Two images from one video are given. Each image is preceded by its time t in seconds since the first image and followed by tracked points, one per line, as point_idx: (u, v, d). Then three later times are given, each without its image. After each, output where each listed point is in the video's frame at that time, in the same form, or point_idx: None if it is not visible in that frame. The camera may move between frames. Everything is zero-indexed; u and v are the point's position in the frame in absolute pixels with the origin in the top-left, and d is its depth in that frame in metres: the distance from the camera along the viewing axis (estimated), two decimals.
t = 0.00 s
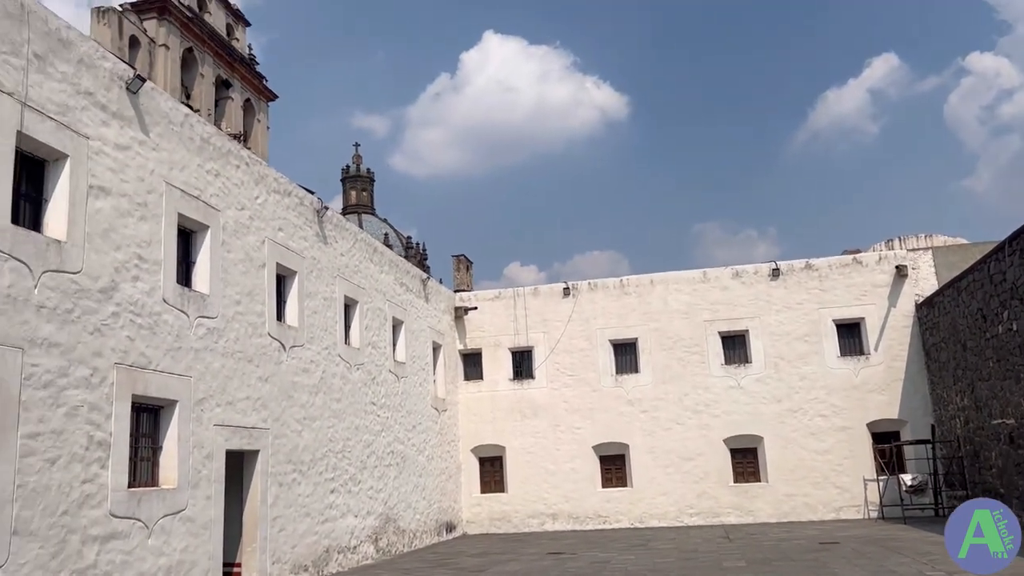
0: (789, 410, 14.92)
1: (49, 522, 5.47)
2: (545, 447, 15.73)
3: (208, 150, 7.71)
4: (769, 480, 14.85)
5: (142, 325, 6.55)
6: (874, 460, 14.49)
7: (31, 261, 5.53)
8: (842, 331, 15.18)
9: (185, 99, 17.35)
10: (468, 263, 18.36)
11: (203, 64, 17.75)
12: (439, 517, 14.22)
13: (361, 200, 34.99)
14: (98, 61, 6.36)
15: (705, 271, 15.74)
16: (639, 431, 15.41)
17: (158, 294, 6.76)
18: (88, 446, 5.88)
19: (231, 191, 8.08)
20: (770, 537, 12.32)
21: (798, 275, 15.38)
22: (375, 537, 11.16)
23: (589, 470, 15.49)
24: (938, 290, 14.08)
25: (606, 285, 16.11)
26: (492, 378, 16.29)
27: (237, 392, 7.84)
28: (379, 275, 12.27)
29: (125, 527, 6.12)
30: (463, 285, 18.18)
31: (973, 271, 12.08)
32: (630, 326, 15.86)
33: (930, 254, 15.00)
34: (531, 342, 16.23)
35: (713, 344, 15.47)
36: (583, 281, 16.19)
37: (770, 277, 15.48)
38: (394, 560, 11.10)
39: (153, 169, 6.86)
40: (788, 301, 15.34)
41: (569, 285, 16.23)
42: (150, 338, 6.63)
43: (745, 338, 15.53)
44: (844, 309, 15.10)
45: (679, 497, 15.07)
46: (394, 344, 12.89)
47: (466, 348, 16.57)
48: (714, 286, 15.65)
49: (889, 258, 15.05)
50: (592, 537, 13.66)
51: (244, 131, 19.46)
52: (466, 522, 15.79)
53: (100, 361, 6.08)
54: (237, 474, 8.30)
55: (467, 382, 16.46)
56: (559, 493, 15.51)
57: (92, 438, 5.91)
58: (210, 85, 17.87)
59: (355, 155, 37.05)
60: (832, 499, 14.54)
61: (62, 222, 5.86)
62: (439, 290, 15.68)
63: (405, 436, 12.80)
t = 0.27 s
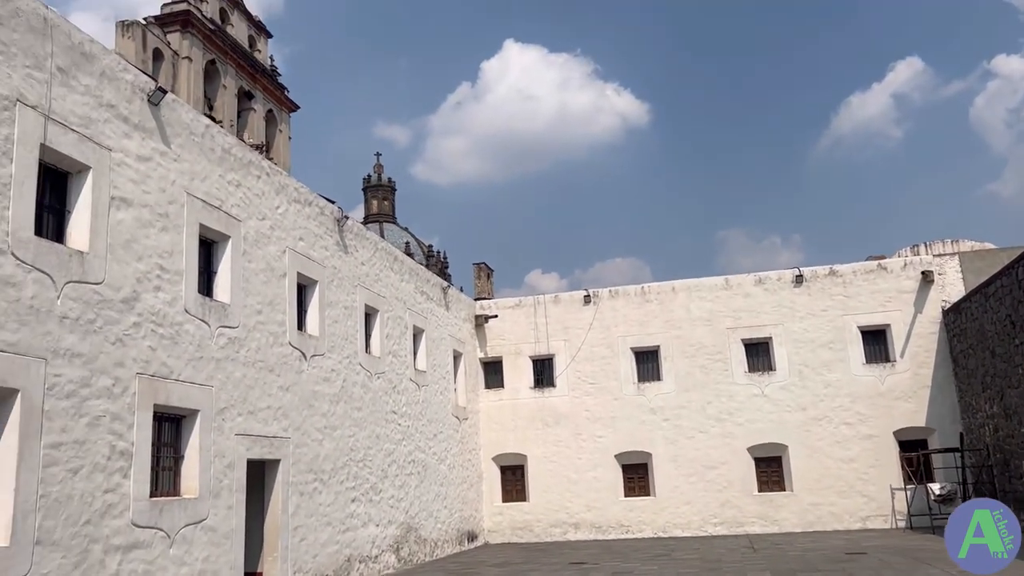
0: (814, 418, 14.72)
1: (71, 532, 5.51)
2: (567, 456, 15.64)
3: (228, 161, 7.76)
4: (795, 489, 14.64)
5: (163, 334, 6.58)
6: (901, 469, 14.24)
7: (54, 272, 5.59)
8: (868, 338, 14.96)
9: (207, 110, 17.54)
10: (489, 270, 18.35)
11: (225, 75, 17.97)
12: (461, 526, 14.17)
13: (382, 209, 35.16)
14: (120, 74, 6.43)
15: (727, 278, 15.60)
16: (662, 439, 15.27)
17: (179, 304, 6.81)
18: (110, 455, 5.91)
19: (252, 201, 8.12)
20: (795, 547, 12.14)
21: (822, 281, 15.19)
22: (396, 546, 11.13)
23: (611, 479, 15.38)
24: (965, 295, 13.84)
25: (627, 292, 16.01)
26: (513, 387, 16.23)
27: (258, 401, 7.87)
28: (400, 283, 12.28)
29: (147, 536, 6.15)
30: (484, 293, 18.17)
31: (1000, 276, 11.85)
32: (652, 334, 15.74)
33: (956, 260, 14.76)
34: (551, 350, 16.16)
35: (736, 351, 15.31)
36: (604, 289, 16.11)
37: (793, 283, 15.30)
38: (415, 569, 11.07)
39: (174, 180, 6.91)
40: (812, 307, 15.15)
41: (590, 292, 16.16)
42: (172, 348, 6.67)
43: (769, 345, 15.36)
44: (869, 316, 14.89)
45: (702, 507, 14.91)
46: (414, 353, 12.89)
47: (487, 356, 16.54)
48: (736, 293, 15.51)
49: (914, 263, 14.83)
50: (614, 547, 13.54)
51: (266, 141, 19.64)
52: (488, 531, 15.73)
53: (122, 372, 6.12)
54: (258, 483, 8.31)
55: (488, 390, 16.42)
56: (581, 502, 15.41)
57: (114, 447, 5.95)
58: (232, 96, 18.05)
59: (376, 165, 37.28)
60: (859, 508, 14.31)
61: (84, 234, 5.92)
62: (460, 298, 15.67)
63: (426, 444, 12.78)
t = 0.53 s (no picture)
0: (837, 429, 14.53)
1: (91, 542, 5.54)
2: (587, 466, 15.55)
3: (249, 172, 7.82)
4: (818, 500, 14.45)
5: (183, 345, 6.63)
6: (927, 481, 14.01)
7: (76, 284, 5.65)
8: (892, 347, 14.76)
9: (229, 122, 17.73)
10: (508, 280, 18.34)
11: (247, 88, 18.15)
12: (481, 537, 14.12)
13: (402, 220, 35.32)
14: (142, 87, 6.50)
15: (748, 287, 15.47)
16: (683, 450, 15.13)
17: (200, 315, 6.85)
18: (130, 466, 5.95)
19: (272, 212, 8.18)
20: (819, 560, 11.95)
21: (844, 289, 15.02)
22: (416, 557, 11.11)
23: (631, 490, 15.26)
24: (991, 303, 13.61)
25: (647, 301, 15.93)
26: (533, 397, 16.18)
27: (278, 412, 7.89)
28: (419, 293, 12.29)
29: (167, 546, 6.17)
30: (503, 303, 18.15)
31: None
32: (672, 343, 15.64)
33: (981, 267, 14.53)
34: (571, 359, 16.10)
35: (758, 361, 15.16)
36: (623, 298, 16.04)
37: (815, 292, 15.14)
38: None
39: (195, 192, 6.97)
40: (835, 316, 14.98)
41: (609, 301, 16.09)
42: (192, 359, 6.71)
43: (791, 354, 15.19)
44: (893, 325, 14.69)
45: (724, 518, 14.75)
46: (433, 363, 12.89)
47: (506, 366, 16.50)
48: (757, 302, 15.37)
49: (938, 271, 14.63)
50: (634, 558, 13.42)
51: (287, 153, 19.80)
52: (508, 542, 15.65)
53: (142, 382, 6.17)
54: (278, 493, 8.33)
55: (508, 400, 16.38)
56: (601, 513, 15.30)
57: (134, 458, 5.99)
58: (253, 108, 18.23)
59: (396, 176, 37.46)
60: (885, 520, 14.09)
61: (106, 245, 5.98)
62: (479, 308, 15.66)
63: (445, 455, 12.77)
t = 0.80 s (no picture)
0: (858, 441, 14.35)
1: (109, 553, 5.56)
2: (604, 479, 15.45)
3: (266, 184, 7.88)
4: (839, 514, 14.26)
5: (201, 356, 6.66)
6: (951, 494, 13.79)
7: (95, 295, 5.70)
8: (913, 358, 14.57)
9: (248, 135, 17.91)
10: (525, 291, 18.32)
11: (265, 101, 18.33)
12: (498, 549, 14.06)
13: (419, 232, 35.45)
14: (161, 100, 6.57)
15: (766, 298, 15.36)
16: (701, 462, 15.01)
17: (217, 326, 6.89)
18: (148, 477, 5.98)
19: (289, 224, 8.22)
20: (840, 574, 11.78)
21: (864, 300, 14.87)
22: (433, 570, 11.06)
23: (649, 502, 15.14)
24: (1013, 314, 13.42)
25: (664, 312, 15.85)
26: (549, 408, 16.11)
27: (295, 423, 7.91)
28: (435, 304, 12.30)
29: (184, 557, 6.19)
30: (520, 314, 18.13)
31: None
32: (690, 354, 15.53)
33: (1004, 278, 14.34)
34: (588, 371, 16.03)
35: (777, 372, 15.03)
36: (640, 309, 15.97)
37: (835, 302, 15.00)
38: None
39: (212, 204, 7.03)
40: (855, 327, 14.83)
41: (626, 312, 16.03)
42: (209, 370, 6.74)
43: (811, 366, 15.03)
44: (914, 336, 14.51)
45: (744, 532, 14.59)
46: (450, 374, 12.87)
47: (523, 377, 16.45)
48: (776, 313, 15.25)
49: (960, 282, 14.45)
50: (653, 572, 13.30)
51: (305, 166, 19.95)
52: (525, 554, 15.57)
53: (160, 394, 6.20)
54: (295, 504, 8.33)
55: (524, 412, 16.32)
56: (619, 525, 15.19)
57: (152, 468, 6.01)
58: (272, 121, 18.39)
59: (413, 188, 37.63)
60: (907, 534, 13.88)
61: (124, 257, 6.03)
62: (495, 319, 15.64)
63: (462, 466, 12.74)
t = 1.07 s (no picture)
0: (873, 454, 14.20)
1: (122, 564, 5.57)
2: (617, 491, 15.36)
3: (279, 196, 7.91)
4: (855, 528, 14.10)
5: (214, 367, 6.68)
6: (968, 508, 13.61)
7: (109, 306, 5.73)
8: (928, 371, 14.42)
9: (262, 147, 18.03)
10: (537, 302, 18.30)
11: (279, 113, 18.46)
12: (510, 561, 13.98)
13: (432, 243, 35.53)
14: (176, 113, 6.62)
15: (780, 309, 15.26)
16: (715, 475, 14.89)
17: (230, 337, 6.91)
18: (161, 487, 5.99)
19: (302, 235, 8.25)
20: None
21: (879, 312, 14.75)
22: None
23: (663, 515, 15.03)
24: None
25: (677, 323, 15.78)
26: (562, 420, 16.05)
27: (307, 434, 7.91)
28: (447, 315, 12.29)
29: (195, 569, 6.18)
30: (532, 325, 18.10)
31: None
32: (703, 366, 15.45)
33: (1020, 289, 14.19)
34: (601, 382, 15.97)
35: (791, 384, 14.91)
36: (653, 320, 15.91)
37: (849, 314, 14.89)
38: None
39: (226, 216, 7.07)
40: (870, 339, 14.70)
41: (639, 324, 15.97)
42: (222, 381, 6.76)
43: (825, 378, 14.91)
44: (929, 348, 14.37)
45: (758, 545, 14.45)
46: (462, 385, 12.85)
47: (535, 389, 16.40)
48: (789, 324, 15.15)
49: (975, 293, 14.31)
50: None
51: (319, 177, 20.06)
52: (538, 567, 15.47)
53: (173, 405, 6.22)
54: (307, 516, 8.32)
55: (537, 424, 16.26)
56: (632, 538, 15.08)
57: (164, 479, 6.02)
58: (286, 133, 18.52)
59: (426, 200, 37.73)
60: (924, 549, 13.70)
61: (139, 269, 6.06)
62: (508, 330, 15.62)
63: (474, 478, 12.70)
